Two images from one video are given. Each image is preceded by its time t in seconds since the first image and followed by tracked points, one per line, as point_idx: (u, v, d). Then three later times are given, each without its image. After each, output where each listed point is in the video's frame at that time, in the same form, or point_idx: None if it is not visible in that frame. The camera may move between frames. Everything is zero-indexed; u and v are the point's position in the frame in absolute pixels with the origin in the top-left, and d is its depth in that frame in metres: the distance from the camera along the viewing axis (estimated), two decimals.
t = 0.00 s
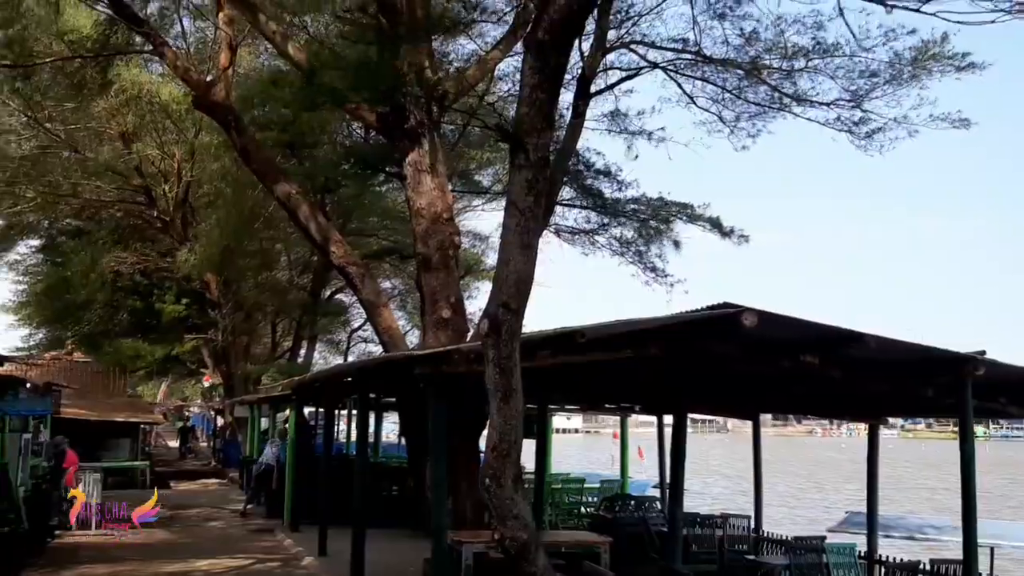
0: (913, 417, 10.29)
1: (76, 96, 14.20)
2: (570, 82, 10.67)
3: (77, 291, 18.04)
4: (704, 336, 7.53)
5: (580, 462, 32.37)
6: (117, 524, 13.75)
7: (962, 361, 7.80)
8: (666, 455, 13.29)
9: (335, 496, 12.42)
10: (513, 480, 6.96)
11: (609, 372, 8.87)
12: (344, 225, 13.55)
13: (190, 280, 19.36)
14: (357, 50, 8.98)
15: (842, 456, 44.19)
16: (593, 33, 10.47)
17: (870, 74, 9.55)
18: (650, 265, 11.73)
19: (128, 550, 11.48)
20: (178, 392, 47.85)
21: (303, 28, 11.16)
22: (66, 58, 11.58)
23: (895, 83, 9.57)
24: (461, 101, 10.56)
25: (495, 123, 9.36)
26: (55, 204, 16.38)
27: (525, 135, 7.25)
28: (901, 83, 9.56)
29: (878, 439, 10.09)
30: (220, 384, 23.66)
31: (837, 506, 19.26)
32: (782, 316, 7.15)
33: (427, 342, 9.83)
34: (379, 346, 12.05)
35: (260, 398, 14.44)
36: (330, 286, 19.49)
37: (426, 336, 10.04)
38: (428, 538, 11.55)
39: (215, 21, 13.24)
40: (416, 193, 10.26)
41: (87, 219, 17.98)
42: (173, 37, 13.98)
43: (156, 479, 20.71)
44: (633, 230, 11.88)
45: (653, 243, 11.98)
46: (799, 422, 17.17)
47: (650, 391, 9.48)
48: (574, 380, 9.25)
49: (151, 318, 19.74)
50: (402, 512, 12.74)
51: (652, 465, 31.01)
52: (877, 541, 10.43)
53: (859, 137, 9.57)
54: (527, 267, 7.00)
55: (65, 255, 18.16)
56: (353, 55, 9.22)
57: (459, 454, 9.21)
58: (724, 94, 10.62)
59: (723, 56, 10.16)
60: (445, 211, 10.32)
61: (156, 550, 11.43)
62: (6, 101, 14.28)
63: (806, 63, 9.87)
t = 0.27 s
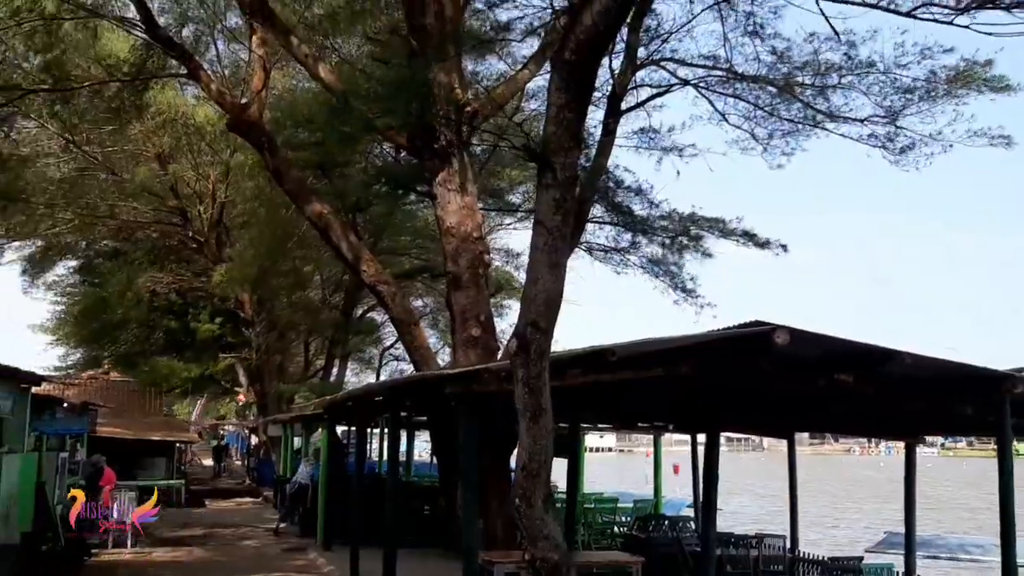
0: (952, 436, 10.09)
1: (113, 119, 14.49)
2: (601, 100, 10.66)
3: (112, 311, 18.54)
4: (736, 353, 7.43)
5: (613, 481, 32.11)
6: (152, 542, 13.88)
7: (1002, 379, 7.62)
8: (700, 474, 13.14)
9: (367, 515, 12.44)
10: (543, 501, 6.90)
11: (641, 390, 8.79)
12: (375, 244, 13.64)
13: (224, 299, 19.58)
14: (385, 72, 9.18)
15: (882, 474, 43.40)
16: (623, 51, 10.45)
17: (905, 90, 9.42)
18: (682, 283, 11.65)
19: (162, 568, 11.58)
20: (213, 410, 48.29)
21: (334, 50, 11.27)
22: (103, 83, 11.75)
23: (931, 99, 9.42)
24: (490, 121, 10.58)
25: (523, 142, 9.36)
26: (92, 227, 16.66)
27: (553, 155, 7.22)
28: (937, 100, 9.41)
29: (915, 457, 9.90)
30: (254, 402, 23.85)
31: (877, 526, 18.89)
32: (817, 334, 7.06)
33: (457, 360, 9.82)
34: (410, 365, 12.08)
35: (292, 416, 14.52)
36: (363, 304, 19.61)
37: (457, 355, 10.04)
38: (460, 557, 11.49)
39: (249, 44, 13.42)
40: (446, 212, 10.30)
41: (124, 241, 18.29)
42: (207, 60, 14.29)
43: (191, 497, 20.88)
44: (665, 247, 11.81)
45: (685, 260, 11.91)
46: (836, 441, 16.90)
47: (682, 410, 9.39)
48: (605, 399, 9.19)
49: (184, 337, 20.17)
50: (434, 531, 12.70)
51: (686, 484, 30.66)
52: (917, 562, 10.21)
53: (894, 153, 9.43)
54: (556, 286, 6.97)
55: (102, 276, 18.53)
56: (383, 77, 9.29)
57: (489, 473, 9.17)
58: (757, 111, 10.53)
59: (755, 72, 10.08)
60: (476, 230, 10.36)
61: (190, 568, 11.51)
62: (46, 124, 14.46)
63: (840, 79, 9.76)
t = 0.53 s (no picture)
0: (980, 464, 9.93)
1: (138, 153, 14.68)
2: (619, 129, 10.70)
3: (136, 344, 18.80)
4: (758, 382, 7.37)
5: (635, 512, 31.78)
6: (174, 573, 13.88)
7: None
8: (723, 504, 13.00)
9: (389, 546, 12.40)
10: (564, 532, 6.86)
11: (662, 420, 8.73)
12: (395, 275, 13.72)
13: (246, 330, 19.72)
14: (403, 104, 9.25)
15: (910, 505, 42.67)
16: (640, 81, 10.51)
17: (925, 119, 9.39)
18: (702, 311, 11.61)
19: None
20: (236, 442, 48.43)
21: (354, 84, 11.41)
22: (128, 118, 11.87)
23: (950, 128, 9.38)
24: (509, 152, 10.65)
25: (541, 173, 9.40)
26: (117, 260, 16.88)
27: (569, 185, 7.25)
28: (957, 128, 9.37)
29: (942, 486, 9.74)
30: (276, 434, 23.92)
31: (906, 558, 18.53)
32: (838, 362, 7.02)
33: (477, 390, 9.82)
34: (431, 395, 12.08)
35: (314, 447, 14.54)
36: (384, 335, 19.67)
37: (477, 385, 10.04)
38: None
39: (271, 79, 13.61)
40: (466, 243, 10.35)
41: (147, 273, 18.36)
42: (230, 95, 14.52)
43: (213, 528, 20.91)
44: (685, 275, 11.78)
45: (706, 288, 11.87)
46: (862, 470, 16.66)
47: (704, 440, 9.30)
48: (627, 428, 9.13)
49: (206, 366, 20.37)
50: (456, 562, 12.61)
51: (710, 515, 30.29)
52: None
53: (915, 181, 9.39)
54: (574, 316, 6.97)
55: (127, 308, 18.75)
56: (402, 110, 9.38)
57: (510, 504, 9.12)
58: (776, 139, 10.53)
59: (774, 101, 10.09)
60: (495, 259, 10.42)
61: None
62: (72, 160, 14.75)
63: (858, 107, 9.75)
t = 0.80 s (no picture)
0: (993, 475, 9.84)
1: (149, 170, 14.78)
2: (627, 142, 10.71)
3: (148, 362, 18.86)
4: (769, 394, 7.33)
5: (646, 525, 31.66)
6: None
7: None
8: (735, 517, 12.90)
9: (401, 561, 12.39)
10: (573, 546, 6.82)
11: (672, 433, 8.69)
12: (404, 289, 13.74)
13: (257, 346, 19.77)
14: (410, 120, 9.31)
15: (925, 516, 42.30)
16: (646, 94, 10.53)
17: (932, 129, 9.37)
18: (712, 323, 11.58)
19: None
20: (247, 458, 48.45)
21: (361, 100, 11.47)
22: (138, 135, 11.96)
23: (958, 138, 9.35)
24: (516, 166, 10.68)
25: (547, 187, 9.42)
26: (128, 276, 16.97)
27: (575, 199, 7.25)
28: (964, 139, 9.34)
29: (955, 497, 9.67)
30: (286, 449, 23.93)
31: (920, 571, 18.36)
32: (848, 374, 7.00)
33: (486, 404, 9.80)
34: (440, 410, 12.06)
35: (325, 462, 14.53)
36: (394, 349, 19.69)
37: (486, 399, 10.02)
38: None
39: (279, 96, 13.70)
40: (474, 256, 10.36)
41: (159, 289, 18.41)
42: (240, 112, 14.63)
43: (225, 544, 20.88)
44: (695, 287, 11.76)
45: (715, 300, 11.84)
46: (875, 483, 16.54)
47: (715, 454, 9.25)
48: (637, 441, 9.09)
49: (217, 382, 20.25)
50: None
51: (723, 529, 30.13)
52: None
53: (923, 191, 9.36)
54: (582, 328, 6.96)
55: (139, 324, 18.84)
56: (409, 125, 9.42)
57: (520, 519, 9.07)
58: (783, 150, 10.52)
59: (781, 111, 10.08)
60: (503, 273, 10.41)
61: None
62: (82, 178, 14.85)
63: (866, 118, 9.73)
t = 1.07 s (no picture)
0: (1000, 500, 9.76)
1: (154, 201, 14.92)
2: (628, 169, 10.75)
3: (152, 392, 18.86)
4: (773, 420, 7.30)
5: (651, 553, 31.41)
6: None
7: None
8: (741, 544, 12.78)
9: None
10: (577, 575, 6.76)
11: (676, 460, 8.65)
12: (407, 317, 13.76)
13: (261, 375, 19.76)
14: (412, 149, 9.28)
15: (935, 542, 41.90)
16: (647, 121, 10.59)
17: (932, 151, 9.41)
18: (715, 349, 11.56)
19: None
20: (250, 488, 48.24)
21: (363, 130, 11.56)
22: (142, 166, 12.04)
23: (958, 161, 9.38)
24: (517, 193, 10.73)
25: (549, 214, 9.46)
26: (132, 306, 16.99)
27: (576, 226, 7.29)
28: (964, 161, 9.36)
29: (963, 523, 9.59)
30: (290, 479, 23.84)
31: None
32: (851, 399, 6.99)
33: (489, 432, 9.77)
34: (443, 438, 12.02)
35: (328, 492, 14.47)
36: (398, 377, 19.68)
37: (489, 427, 9.99)
38: None
39: (282, 126, 13.83)
40: (477, 284, 10.37)
41: (164, 319, 18.45)
42: (244, 142, 14.75)
43: None
44: (698, 314, 11.76)
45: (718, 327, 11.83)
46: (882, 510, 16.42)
47: (720, 481, 9.19)
48: (640, 468, 9.04)
49: (221, 411, 20.18)
50: None
51: (729, 557, 29.88)
52: None
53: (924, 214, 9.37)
54: (584, 356, 6.95)
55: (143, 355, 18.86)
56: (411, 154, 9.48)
57: (524, 548, 9.00)
58: (783, 175, 10.55)
59: (780, 136, 10.15)
60: (506, 300, 10.41)
61: None
62: (88, 208, 15.16)
63: (865, 142, 9.77)
